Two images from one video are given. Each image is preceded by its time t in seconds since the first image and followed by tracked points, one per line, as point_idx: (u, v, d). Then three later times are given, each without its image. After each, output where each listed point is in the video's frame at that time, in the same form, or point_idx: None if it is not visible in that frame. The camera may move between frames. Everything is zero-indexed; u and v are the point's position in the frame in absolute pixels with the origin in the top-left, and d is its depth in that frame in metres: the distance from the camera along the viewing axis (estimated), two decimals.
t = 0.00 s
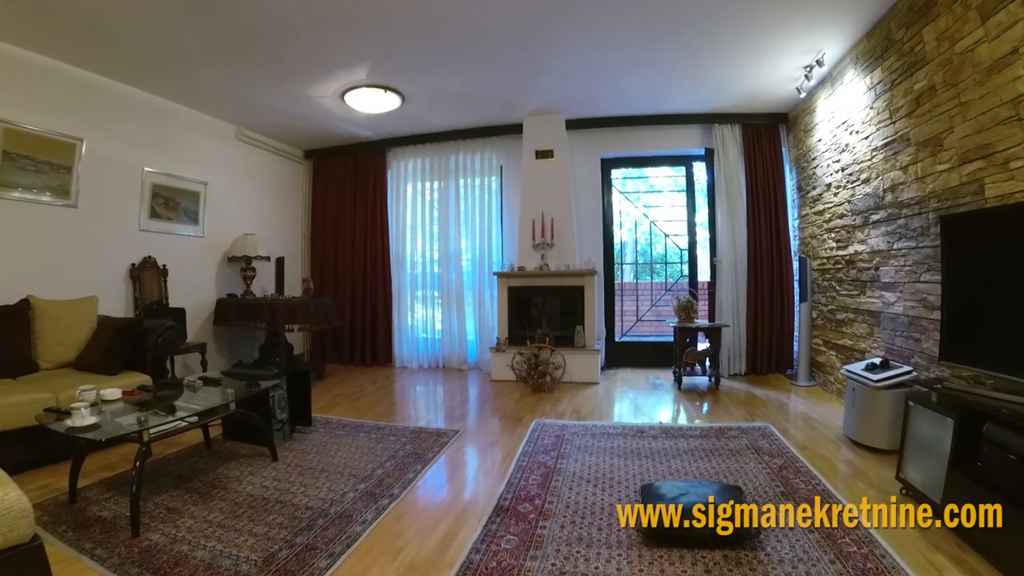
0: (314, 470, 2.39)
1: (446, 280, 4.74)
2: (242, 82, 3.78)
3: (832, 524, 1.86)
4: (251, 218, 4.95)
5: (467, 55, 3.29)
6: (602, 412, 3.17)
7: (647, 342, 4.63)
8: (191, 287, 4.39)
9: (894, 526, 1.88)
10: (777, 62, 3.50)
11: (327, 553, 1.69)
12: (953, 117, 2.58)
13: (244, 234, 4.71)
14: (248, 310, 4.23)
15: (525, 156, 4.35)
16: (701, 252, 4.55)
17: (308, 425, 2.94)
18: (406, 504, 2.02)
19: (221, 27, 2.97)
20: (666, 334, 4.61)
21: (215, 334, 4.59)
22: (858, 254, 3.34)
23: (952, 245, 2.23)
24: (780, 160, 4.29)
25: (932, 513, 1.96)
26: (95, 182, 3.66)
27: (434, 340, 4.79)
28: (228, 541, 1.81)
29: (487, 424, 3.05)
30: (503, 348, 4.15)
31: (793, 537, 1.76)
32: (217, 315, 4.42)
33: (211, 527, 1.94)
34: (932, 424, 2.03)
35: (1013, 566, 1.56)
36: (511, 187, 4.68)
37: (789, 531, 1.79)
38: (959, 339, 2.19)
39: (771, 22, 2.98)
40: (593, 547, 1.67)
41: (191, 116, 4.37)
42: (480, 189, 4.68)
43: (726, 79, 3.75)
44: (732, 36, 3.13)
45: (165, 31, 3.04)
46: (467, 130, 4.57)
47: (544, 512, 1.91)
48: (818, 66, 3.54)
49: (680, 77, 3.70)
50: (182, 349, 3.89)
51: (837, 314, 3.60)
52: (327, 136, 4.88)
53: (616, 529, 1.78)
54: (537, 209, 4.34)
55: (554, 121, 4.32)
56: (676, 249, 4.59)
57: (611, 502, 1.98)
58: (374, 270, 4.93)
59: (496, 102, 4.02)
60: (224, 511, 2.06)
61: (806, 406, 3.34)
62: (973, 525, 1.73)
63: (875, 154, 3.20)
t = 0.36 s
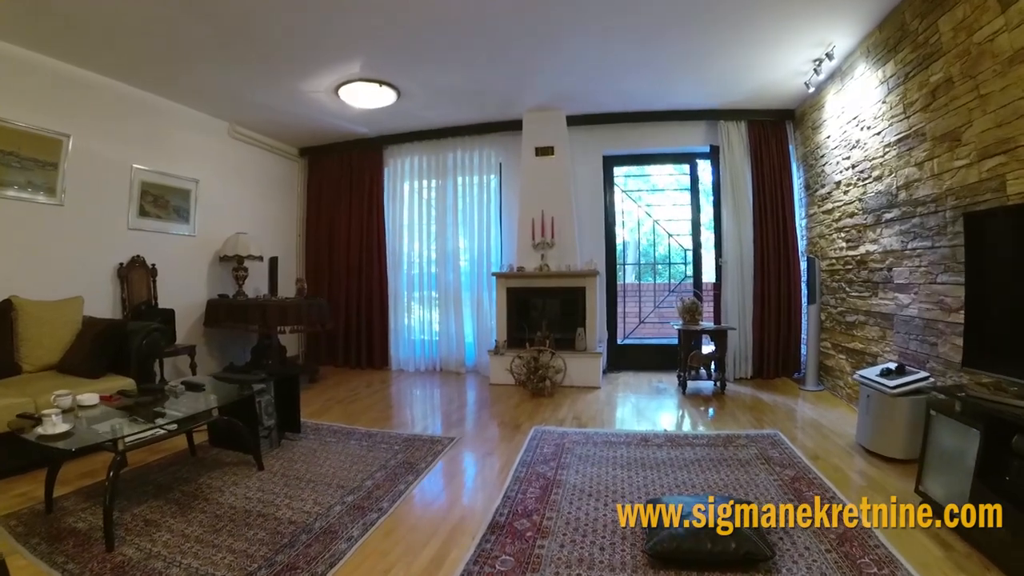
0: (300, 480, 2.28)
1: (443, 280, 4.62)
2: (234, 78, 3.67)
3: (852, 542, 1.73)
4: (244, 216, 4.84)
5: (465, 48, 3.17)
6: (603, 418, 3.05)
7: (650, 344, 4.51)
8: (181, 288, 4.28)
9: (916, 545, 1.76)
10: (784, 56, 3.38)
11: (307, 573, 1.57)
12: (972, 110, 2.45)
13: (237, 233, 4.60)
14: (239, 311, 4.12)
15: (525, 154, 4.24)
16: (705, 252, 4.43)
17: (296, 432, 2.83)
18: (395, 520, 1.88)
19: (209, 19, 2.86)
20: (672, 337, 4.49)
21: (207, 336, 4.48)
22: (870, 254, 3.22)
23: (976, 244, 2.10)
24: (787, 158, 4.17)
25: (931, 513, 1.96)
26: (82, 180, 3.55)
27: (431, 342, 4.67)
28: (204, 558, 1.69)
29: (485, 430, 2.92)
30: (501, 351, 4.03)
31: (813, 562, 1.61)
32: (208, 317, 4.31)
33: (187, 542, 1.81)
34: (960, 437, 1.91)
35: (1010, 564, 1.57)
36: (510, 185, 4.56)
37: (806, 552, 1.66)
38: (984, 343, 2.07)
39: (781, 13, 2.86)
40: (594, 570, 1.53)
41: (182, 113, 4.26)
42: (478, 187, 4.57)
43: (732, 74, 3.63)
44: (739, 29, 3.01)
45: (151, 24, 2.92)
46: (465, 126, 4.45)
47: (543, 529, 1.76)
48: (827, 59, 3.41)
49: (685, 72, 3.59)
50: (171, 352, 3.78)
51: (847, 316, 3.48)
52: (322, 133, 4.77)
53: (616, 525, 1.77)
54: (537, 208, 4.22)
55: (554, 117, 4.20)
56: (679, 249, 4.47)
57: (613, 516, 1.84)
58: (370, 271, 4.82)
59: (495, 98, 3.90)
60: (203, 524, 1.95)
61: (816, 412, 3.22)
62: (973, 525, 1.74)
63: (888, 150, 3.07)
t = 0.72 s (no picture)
0: (288, 493, 2.13)
1: (442, 278, 4.48)
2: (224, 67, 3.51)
3: (887, 563, 1.59)
4: (237, 212, 4.69)
5: (466, 36, 3.02)
6: (611, 423, 2.91)
7: (657, 345, 4.37)
8: (170, 286, 4.13)
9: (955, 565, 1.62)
10: (799, 45, 3.23)
11: None
12: (1001, 98, 2.30)
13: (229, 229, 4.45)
14: (230, 310, 3.97)
15: (527, 147, 4.09)
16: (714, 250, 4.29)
17: (286, 439, 2.70)
18: (388, 540, 1.72)
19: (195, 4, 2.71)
20: (679, 338, 4.35)
21: (198, 336, 4.34)
22: (889, 251, 3.07)
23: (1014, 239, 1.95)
24: (800, 152, 4.03)
25: (931, 513, 1.93)
26: (66, 173, 3.39)
27: (430, 342, 4.52)
28: None
29: (486, 435, 2.78)
30: (503, 352, 3.88)
31: None
32: (198, 317, 4.17)
33: (161, 564, 1.67)
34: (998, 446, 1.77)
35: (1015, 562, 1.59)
36: (512, 180, 4.42)
37: None
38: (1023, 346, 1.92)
39: None
40: None
41: (173, 104, 4.11)
42: (478, 182, 4.42)
43: (744, 64, 3.48)
44: (754, 16, 2.86)
45: (136, 9, 2.78)
46: (466, 119, 4.30)
47: (550, 551, 1.61)
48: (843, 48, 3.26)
49: (695, 62, 3.44)
50: (159, 353, 3.63)
51: (863, 316, 3.33)
52: (318, 126, 4.61)
53: (616, 525, 1.74)
54: (539, 203, 4.07)
55: (558, 109, 4.05)
56: (686, 246, 4.33)
57: (625, 535, 1.69)
58: (367, 269, 4.67)
59: (496, 89, 3.75)
60: (180, 542, 1.81)
61: (833, 417, 3.07)
62: (974, 525, 1.78)
63: (908, 142, 2.92)
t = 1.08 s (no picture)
0: (271, 508, 2.00)
1: (437, 279, 4.35)
2: (210, 60, 3.38)
3: None
4: (227, 211, 4.56)
5: (462, 28, 2.91)
6: (612, 430, 2.78)
7: (658, 348, 4.25)
8: (157, 287, 3.99)
9: None
10: (807, 38, 3.12)
11: None
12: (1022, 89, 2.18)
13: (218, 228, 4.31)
14: (217, 313, 3.83)
15: (524, 144, 3.98)
16: (716, 250, 4.19)
17: (270, 449, 2.58)
18: (375, 563, 1.58)
19: None
20: (681, 340, 4.24)
21: (185, 339, 4.21)
22: (900, 250, 2.96)
23: None
24: (805, 150, 3.93)
25: (931, 513, 1.90)
26: (45, 170, 3.25)
27: (426, 345, 4.39)
28: None
29: (482, 443, 2.66)
30: (500, 355, 3.76)
31: None
32: (185, 319, 4.03)
33: None
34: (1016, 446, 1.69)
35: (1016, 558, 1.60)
36: (509, 178, 4.30)
37: None
38: None
39: None
40: None
41: (159, 99, 3.97)
42: (475, 180, 4.30)
43: (749, 58, 3.37)
44: (762, 7, 2.75)
45: None
46: (462, 115, 4.18)
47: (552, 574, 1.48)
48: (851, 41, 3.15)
49: (699, 56, 3.33)
50: (142, 357, 3.50)
51: (873, 317, 3.22)
52: (309, 123, 4.48)
53: (615, 526, 1.72)
54: (538, 202, 3.95)
55: (557, 105, 3.94)
56: (689, 246, 4.23)
57: (630, 555, 1.56)
58: (361, 269, 4.54)
59: (493, 83, 3.63)
60: (153, 562, 1.68)
61: (843, 422, 2.96)
62: (974, 525, 1.79)
63: (921, 137, 2.80)
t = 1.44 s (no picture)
0: (242, 519, 1.85)
1: (426, 276, 4.20)
2: (187, 44, 3.20)
3: None
4: (209, 205, 4.38)
5: (453, 11, 2.76)
6: (608, 432, 2.65)
7: (654, 346, 4.13)
8: (135, 284, 3.82)
9: None
10: (809, 26, 3.00)
11: None
12: None
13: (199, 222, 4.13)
14: (196, 311, 3.66)
15: (517, 135, 3.84)
16: (715, 245, 4.07)
17: (247, 454, 2.43)
18: None
19: None
20: (677, 338, 4.12)
21: (165, 337, 4.03)
22: (907, 243, 2.84)
23: None
24: (805, 142, 3.82)
25: (931, 513, 1.82)
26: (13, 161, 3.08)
27: (415, 344, 4.24)
28: None
29: (472, 446, 2.51)
30: (491, 354, 3.62)
31: None
32: (164, 317, 3.86)
33: None
34: None
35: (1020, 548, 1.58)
36: (502, 170, 4.16)
37: None
38: None
39: None
40: None
41: (136, 87, 3.78)
42: (466, 173, 4.15)
43: (750, 46, 3.24)
44: None
45: None
46: (453, 106, 4.04)
47: None
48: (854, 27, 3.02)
49: (699, 43, 3.20)
50: (117, 356, 3.33)
51: (878, 313, 3.11)
52: (294, 114, 4.32)
53: (616, 525, 1.67)
54: (531, 195, 3.82)
55: (550, 95, 3.81)
56: (687, 240, 4.11)
57: (632, 571, 1.42)
58: (347, 266, 4.38)
59: (485, 71, 3.49)
60: None
61: (848, 422, 2.84)
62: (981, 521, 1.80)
63: (928, 126, 2.68)
